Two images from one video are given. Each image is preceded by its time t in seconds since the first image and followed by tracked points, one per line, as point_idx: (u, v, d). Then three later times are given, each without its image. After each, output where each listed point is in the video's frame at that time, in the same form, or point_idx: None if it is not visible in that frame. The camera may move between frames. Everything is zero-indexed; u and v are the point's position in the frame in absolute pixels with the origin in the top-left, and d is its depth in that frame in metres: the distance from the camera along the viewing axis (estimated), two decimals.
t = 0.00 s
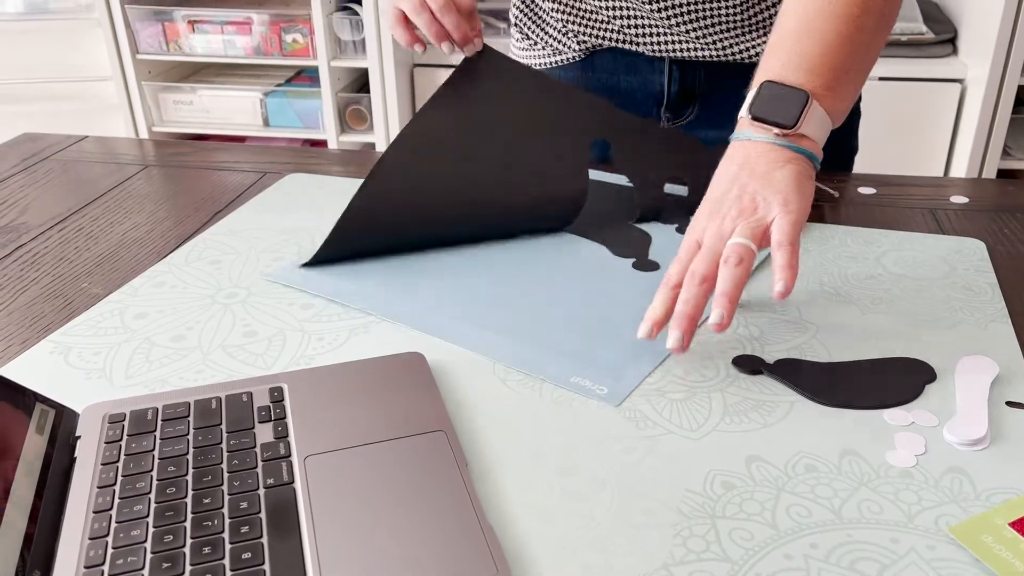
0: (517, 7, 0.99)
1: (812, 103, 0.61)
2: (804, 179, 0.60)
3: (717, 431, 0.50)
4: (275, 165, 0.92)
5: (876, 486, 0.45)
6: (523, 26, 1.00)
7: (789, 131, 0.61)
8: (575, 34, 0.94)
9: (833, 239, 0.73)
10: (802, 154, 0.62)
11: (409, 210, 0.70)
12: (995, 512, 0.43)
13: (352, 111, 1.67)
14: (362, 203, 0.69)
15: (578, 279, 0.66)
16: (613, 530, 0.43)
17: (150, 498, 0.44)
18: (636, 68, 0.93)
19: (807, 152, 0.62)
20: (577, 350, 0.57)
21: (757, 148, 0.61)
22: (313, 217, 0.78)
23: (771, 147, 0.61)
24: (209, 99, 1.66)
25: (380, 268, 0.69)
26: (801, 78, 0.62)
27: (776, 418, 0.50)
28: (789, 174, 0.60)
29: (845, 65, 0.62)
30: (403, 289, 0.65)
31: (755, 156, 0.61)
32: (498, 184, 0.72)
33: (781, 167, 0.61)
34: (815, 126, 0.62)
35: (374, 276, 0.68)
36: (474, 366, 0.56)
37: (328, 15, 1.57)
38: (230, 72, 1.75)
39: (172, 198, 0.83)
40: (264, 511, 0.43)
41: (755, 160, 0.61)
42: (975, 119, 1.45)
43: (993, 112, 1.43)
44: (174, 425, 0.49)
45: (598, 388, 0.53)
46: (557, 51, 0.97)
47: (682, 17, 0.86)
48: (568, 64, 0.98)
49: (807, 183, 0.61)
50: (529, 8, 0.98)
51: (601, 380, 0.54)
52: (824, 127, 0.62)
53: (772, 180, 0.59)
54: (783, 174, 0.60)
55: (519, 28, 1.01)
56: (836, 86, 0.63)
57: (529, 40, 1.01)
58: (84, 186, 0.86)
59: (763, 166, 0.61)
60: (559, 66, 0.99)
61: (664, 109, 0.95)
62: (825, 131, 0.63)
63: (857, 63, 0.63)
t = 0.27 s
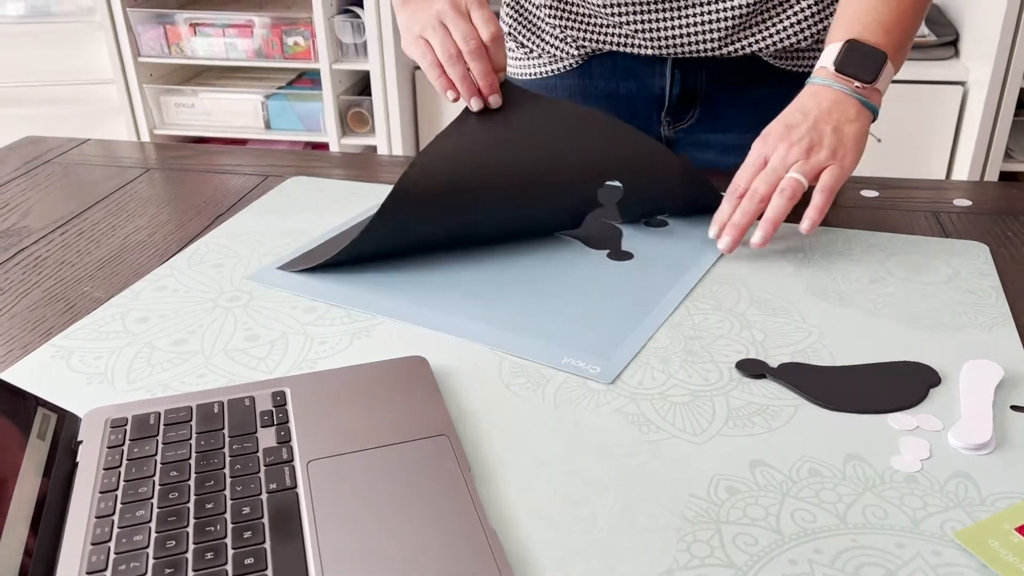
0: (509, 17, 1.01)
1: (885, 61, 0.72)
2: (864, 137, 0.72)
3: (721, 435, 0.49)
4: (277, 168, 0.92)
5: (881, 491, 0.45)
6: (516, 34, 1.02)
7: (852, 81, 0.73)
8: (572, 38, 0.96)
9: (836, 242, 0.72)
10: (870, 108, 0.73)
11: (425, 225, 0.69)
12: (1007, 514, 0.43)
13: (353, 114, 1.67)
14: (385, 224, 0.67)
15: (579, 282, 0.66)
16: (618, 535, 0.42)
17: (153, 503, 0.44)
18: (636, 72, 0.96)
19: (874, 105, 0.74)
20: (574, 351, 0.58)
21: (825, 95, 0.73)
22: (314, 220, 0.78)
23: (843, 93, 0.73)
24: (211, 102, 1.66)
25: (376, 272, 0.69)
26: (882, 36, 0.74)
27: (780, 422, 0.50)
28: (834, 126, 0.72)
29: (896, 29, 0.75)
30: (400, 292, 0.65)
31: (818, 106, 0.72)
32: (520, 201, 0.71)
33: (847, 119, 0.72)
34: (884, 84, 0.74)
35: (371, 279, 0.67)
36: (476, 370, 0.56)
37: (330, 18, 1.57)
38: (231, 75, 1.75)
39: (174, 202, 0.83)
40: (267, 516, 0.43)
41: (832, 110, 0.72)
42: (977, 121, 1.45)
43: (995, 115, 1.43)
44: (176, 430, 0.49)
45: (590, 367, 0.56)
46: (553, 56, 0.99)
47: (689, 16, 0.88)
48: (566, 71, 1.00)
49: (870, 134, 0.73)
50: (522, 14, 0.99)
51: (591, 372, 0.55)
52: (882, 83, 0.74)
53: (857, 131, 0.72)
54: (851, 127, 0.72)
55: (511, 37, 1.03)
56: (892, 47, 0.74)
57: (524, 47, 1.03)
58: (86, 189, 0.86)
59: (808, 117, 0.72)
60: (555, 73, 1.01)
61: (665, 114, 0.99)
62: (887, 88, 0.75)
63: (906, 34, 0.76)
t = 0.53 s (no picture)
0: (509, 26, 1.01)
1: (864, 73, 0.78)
2: (843, 150, 0.77)
3: (720, 439, 0.49)
4: (276, 170, 0.92)
5: (882, 495, 0.45)
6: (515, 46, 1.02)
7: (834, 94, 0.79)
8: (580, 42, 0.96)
9: (836, 245, 0.72)
10: (851, 119, 0.79)
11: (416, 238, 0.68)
12: (1013, 516, 0.42)
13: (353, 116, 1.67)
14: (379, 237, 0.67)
15: (576, 286, 0.66)
16: (617, 540, 0.42)
17: (150, 507, 0.43)
18: (647, 75, 0.98)
19: (854, 116, 0.79)
20: (571, 354, 0.58)
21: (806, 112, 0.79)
22: (313, 223, 0.78)
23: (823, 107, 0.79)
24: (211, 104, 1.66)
25: (372, 275, 0.68)
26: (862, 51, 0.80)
27: (780, 425, 0.50)
28: (816, 140, 0.77)
29: (878, 46, 0.80)
30: (391, 296, 0.65)
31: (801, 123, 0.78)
32: (520, 213, 0.70)
33: (827, 132, 0.78)
34: (864, 97, 0.79)
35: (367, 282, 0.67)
36: (475, 373, 0.56)
37: (331, 20, 1.57)
38: (231, 77, 1.75)
39: (173, 204, 0.82)
40: (264, 520, 0.43)
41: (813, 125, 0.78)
42: (977, 124, 1.45)
43: (995, 117, 1.43)
44: (174, 434, 0.49)
45: (572, 371, 0.56)
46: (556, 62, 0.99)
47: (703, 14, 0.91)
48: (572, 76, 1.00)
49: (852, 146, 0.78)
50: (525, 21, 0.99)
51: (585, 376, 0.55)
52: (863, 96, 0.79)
53: (835, 146, 0.77)
54: (831, 141, 0.77)
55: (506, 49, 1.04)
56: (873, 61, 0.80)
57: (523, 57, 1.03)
58: (85, 192, 0.86)
59: (791, 131, 0.78)
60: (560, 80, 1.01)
61: (674, 114, 1.00)
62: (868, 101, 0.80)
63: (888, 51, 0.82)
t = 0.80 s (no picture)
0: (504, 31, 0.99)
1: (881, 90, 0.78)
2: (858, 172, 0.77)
3: (719, 444, 0.49)
4: (275, 174, 0.91)
5: (882, 502, 0.44)
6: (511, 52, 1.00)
7: (852, 112, 0.78)
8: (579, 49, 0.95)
9: (836, 250, 0.72)
10: (867, 136, 0.79)
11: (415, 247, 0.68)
12: (1016, 522, 0.42)
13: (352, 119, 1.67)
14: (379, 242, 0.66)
15: (573, 291, 0.66)
16: (616, 546, 0.42)
17: (148, 514, 0.43)
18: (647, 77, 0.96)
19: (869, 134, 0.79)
20: (567, 359, 0.57)
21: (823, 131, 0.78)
22: (312, 227, 0.78)
23: (840, 125, 0.78)
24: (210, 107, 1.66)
25: (368, 280, 0.68)
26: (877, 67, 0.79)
27: (779, 431, 0.50)
28: (833, 161, 0.77)
29: (889, 61, 0.80)
30: (387, 301, 0.65)
31: (817, 142, 0.77)
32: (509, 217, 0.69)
33: (844, 153, 0.77)
34: (878, 113, 0.79)
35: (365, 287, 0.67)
36: (474, 379, 0.56)
37: (330, 23, 1.57)
38: (230, 80, 1.75)
39: (171, 208, 0.82)
40: (262, 527, 0.42)
41: (829, 143, 0.77)
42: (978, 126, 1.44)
43: (995, 120, 1.43)
44: (172, 440, 0.48)
45: (567, 376, 0.55)
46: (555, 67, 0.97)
47: (710, 17, 0.92)
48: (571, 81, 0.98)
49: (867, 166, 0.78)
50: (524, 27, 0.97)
51: (581, 381, 0.55)
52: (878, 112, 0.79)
53: (850, 166, 0.77)
54: (848, 162, 0.77)
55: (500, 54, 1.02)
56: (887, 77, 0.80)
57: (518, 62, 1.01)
58: (84, 195, 0.86)
59: (808, 152, 0.77)
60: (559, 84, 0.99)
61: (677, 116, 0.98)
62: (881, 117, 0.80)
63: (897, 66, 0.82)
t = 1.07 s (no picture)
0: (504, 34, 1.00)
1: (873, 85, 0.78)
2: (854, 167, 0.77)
3: (719, 446, 0.49)
4: (275, 176, 0.91)
5: (882, 504, 0.44)
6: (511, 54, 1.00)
7: (844, 107, 0.78)
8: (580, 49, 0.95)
9: (835, 251, 0.72)
10: (862, 132, 0.78)
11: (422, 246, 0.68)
12: (1016, 523, 0.42)
13: (353, 120, 1.67)
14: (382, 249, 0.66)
15: (573, 293, 0.66)
16: (615, 548, 0.42)
17: (148, 516, 0.43)
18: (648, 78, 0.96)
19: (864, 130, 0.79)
20: (563, 361, 0.57)
21: (816, 127, 0.78)
22: (313, 228, 0.78)
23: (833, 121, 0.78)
24: (211, 109, 1.66)
25: (368, 282, 0.68)
26: (869, 62, 0.79)
27: (779, 433, 0.50)
28: (827, 156, 0.77)
29: (884, 58, 0.80)
30: (384, 305, 0.65)
31: (810, 139, 0.78)
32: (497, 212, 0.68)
33: (838, 147, 0.77)
34: (873, 109, 0.79)
35: (364, 290, 0.67)
36: (474, 381, 0.56)
37: (331, 25, 1.57)
38: (231, 81, 1.75)
39: (172, 209, 0.82)
40: (263, 529, 0.42)
41: (823, 139, 0.78)
42: (978, 127, 1.45)
43: (995, 121, 1.43)
44: (173, 441, 0.48)
45: (562, 382, 0.55)
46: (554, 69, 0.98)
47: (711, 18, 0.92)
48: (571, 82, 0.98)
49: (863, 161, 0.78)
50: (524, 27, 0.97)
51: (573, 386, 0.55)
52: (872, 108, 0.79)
53: (846, 160, 0.77)
54: (843, 157, 0.77)
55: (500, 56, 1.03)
56: (881, 73, 0.80)
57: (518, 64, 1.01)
58: (85, 197, 0.86)
59: (802, 150, 0.77)
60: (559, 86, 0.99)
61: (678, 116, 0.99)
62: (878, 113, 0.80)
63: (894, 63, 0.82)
